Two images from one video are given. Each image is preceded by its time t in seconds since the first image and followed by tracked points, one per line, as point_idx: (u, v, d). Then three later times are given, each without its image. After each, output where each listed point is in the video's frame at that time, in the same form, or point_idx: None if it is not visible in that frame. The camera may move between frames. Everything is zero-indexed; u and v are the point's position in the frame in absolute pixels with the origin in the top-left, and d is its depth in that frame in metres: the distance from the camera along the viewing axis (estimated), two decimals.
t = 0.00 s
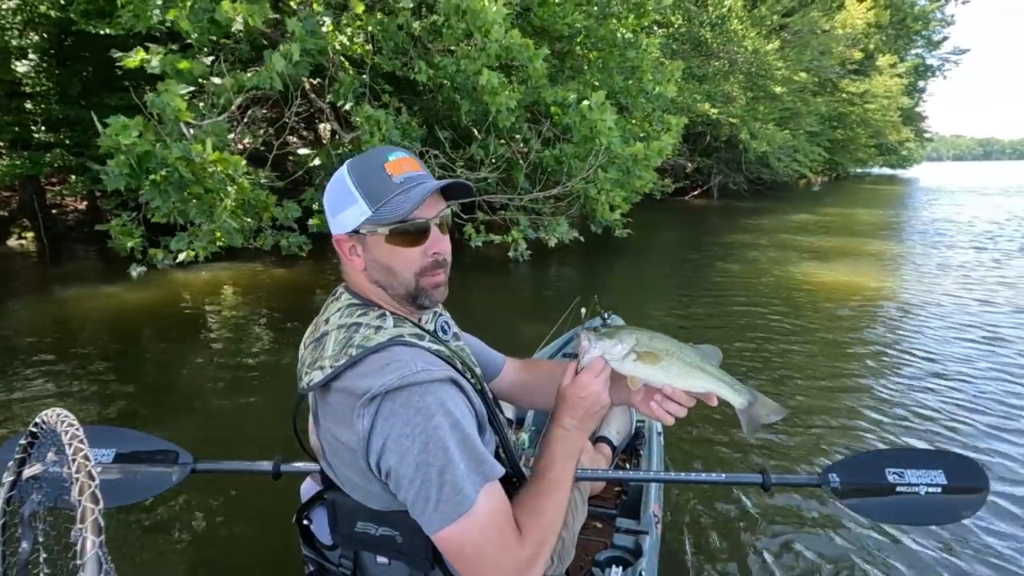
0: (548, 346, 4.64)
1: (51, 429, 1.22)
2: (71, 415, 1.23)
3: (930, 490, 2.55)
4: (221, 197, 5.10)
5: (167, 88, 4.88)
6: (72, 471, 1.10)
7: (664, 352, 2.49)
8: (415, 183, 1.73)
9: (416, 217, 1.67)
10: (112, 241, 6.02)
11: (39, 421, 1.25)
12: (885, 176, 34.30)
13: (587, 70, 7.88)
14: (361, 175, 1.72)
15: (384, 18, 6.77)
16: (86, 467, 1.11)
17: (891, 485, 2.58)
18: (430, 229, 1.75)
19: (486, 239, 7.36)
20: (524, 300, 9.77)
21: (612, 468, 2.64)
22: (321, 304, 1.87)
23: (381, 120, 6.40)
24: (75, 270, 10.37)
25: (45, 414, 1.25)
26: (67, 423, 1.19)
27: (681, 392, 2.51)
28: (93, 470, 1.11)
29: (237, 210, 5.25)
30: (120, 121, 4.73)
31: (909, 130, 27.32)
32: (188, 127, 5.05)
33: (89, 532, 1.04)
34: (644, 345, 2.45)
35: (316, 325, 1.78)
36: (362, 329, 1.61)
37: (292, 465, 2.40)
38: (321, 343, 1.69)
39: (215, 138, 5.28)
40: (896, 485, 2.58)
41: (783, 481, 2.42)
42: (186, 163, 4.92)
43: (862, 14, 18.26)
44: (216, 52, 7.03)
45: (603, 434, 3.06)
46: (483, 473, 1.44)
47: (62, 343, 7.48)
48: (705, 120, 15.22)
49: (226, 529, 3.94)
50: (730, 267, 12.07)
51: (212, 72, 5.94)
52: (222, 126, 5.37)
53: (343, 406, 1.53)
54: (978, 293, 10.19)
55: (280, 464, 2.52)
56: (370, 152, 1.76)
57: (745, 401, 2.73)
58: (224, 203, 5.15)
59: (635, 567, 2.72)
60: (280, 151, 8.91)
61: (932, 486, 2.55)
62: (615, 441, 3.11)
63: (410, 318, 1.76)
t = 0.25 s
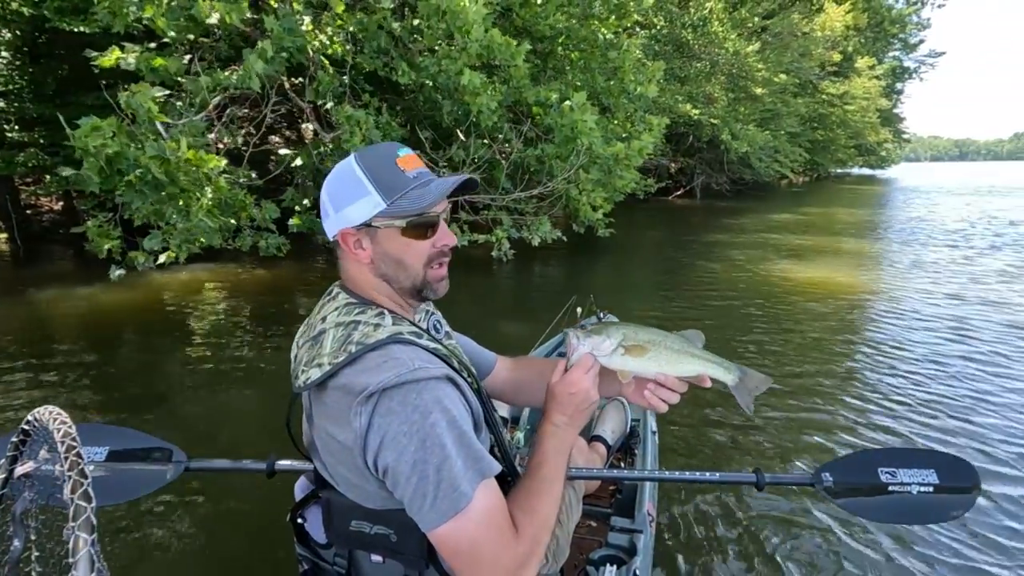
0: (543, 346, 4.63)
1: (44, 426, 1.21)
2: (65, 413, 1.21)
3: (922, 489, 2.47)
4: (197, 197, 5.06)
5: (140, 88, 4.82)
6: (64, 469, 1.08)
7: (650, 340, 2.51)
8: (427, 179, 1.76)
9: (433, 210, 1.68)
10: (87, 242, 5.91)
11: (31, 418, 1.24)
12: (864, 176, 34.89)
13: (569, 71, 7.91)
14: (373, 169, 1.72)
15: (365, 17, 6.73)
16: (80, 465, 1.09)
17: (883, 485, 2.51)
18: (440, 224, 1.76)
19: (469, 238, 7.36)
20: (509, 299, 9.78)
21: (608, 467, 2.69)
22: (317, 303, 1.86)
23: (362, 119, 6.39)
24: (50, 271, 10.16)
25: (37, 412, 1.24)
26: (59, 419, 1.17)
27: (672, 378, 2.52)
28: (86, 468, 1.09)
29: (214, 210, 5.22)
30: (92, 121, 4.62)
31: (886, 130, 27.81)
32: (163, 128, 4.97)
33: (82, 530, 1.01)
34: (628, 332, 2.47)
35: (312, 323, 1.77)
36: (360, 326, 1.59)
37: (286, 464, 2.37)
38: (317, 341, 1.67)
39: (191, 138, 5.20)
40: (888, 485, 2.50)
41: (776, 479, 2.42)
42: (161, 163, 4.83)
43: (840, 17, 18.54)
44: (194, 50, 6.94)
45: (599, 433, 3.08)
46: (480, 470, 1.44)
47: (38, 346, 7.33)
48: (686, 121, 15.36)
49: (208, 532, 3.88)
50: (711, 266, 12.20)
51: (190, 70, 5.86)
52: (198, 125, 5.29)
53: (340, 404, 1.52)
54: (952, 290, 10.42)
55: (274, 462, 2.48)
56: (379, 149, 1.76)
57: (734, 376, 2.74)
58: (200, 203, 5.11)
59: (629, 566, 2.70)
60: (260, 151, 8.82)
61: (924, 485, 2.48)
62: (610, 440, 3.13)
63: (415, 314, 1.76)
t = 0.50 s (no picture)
0: (548, 347, 4.59)
1: (54, 425, 1.28)
2: (75, 415, 1.29)
3: (931, 491, 2.48)
4: (188, 196, 5.00)
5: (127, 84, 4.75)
6: (73, 467, 1.13)
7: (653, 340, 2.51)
8: (448, 179, 1.78)
9: (458, 209, 1.70)
10: (77, 241, 5.86)
11: (40, 418, 1.31)
12: (857, 177, 35.07)
13: (563, 71, 7.92)
14: (396, 165, 1.71)
15: (356, 16, 6.71)
16: (88, 464, 1.14)
17: (891, 487, 2.52)
18: (458, 222, 1.78)
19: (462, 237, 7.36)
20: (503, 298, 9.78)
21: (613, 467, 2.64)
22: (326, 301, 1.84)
23: (353, 119, 6.40)
24: (39, 270, 10.08)
25: (47, 411, 1.32)
26: (70, 424, 1.25)
27: (672, 381, 2.53)
28: (93, 468, 1.15)
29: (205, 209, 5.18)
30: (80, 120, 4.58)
31: (880, 131, 27.99)
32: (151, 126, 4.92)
33: (90, 528, 1.05)
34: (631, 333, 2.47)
35: (322, 321, 1.75)
36: (372, 325, 1.58)
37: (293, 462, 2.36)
38: (327, 339, 1.65)
39: (180, 136, 5.17)
40: (897, 487, 2.52)
41: (783, 481, 2.41)
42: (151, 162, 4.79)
43: (833, 18, 18.63)
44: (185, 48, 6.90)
45: (604, 433, 3.06)
46: (489, 470, 1.44)
47: (27, 345, 7.28)
48: (680, 120, 15.41)
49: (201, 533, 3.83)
50: (705, 265, 12.25)
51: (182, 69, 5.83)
52: (187, 124, 5.25)
53: (349, 402, 1.52)
54: (942, 289, 10.50)
55: (280, 462, 2.48)
56: (398, 147, 1.76)
57: (735, 381, 2.76)
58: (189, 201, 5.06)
59: (634, 566, 2.73)
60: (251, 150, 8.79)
61: (933, 487, 2.49)
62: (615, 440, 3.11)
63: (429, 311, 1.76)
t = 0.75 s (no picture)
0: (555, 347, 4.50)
1: (63, 428, 1.35)
2: (81, 417, 1.37)
3: (940, 490, 2.54)
4: (176, 196, 4.95)
5: (120, 83, 4.65)
6: (83, 470, 1.16)
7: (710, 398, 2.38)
8: (454, 181, 1.78)
9: (466, 210, 1.71)
10: (64, 240, 5.81)
11: (48, 422, 1.39)
12: (850, 177, 35.27)
13: (555, 71, 7.94)
14: (405, 167, 1.72)
15: (346, 16, 6.70)
16: (97, 466, 1.19)
17: (901, 487, 2.57)
18: (464, 224, 1.78)
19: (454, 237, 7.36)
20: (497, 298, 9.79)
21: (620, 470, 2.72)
22: (329, 303, 1.82)
23: (343, 118, 6.40)
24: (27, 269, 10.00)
25: (55, 415, 1.39)
26: (78, 425, 1.32)
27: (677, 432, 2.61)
28: (102, 472, 1.17)
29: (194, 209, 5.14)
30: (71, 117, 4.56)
31: (873, 132, 28.16)
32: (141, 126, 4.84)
33: (99, 530, 1.07)
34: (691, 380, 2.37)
35: (329, 321, 1.73)
36: (379, 326, 1.58)
37: (298, 465, 2.37)
38: (334, 341, 1.64)
39: (169, 135, 5.14)
40: (906, 487, 2.56)
41: (790, 482, 2.43)
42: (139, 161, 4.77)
43: (826, 20, 18.71)
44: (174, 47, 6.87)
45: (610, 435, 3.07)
46: (491, 476, 1.43)
47: (16, 344, 7.22)
48: (672, 121, 15.46)
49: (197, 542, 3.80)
50: (697, 265, 12.29)
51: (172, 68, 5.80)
52: (178, 123, 5.22)
53: (354, 404, 1.52)
54: (932, 289, 10.58)
55: (286, 465, 2.51)
56: (407, 151, 1.76)
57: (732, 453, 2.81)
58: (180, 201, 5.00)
59: (641, 568, 2.76)
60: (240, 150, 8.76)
61: (943, 487, 2.55)
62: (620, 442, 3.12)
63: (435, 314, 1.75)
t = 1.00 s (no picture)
0: (560, 347, 4.48)
1: (74, 430, 1.37)
2: (92, 419, 1.38)
3: (949, 492, 2.47)
4: (164, 196, 4.90)
5: (111, 82, 4.56)
6: (92, 472, 1.19)
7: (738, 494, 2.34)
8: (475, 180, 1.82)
9: (498, 208, 1.77)
10: (50, 239, 5.74)
11: (59, 423, 1.41)
12: (843, 177, 35.48)
13: (547, 71, 7.94)
14: (435, 166, 1.72)
15: (336, 14, 6.66)
16: (105, 468, 1.20)
17: (908, 487, 2.51)
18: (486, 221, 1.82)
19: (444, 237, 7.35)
20: (490, 298, 9.77)
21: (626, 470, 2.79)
22: (339, 306, 1.78)
23: (333, 118, 6.38)
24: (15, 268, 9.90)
25: (66, 417, 1.40)
26: (88, 428, 1.33)
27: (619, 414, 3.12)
28: (111, 472, 1.20)
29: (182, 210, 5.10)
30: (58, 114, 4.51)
31: (865, 132, 28.34)
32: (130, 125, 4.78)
33: (107, 531, 1.10)
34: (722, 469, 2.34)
35: (344, 327, 1.67)
36: (404, 332, 1.54)
37: (307, 466, 2.36)
38: (355, 346, 1.59)
39: (157, 134, 5.10)
40: (914, 487, 2.50)
41: (798, 482, 2.43)
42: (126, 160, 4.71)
43: (818, 20, 18.79)
44: (164, 45, 6.81)
45: (616, 435, 3.09)
46: (493, 500, 1.41)
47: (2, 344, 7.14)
48: (665, 120, 15.50)
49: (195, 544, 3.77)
50: (690, 264, 12.32)
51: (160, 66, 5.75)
52: (167, 121, 5.18)
53: (368, 409, 1.50)
54: (922, 289, 10.66)
55: (294, 466, 2.51)
56: (428, 152, 1.76)
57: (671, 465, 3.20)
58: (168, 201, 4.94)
59: (649, 569, 2.76)
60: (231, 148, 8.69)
61: (952, 487, 2.47)
62: (626, 442, 3.13)
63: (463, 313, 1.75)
